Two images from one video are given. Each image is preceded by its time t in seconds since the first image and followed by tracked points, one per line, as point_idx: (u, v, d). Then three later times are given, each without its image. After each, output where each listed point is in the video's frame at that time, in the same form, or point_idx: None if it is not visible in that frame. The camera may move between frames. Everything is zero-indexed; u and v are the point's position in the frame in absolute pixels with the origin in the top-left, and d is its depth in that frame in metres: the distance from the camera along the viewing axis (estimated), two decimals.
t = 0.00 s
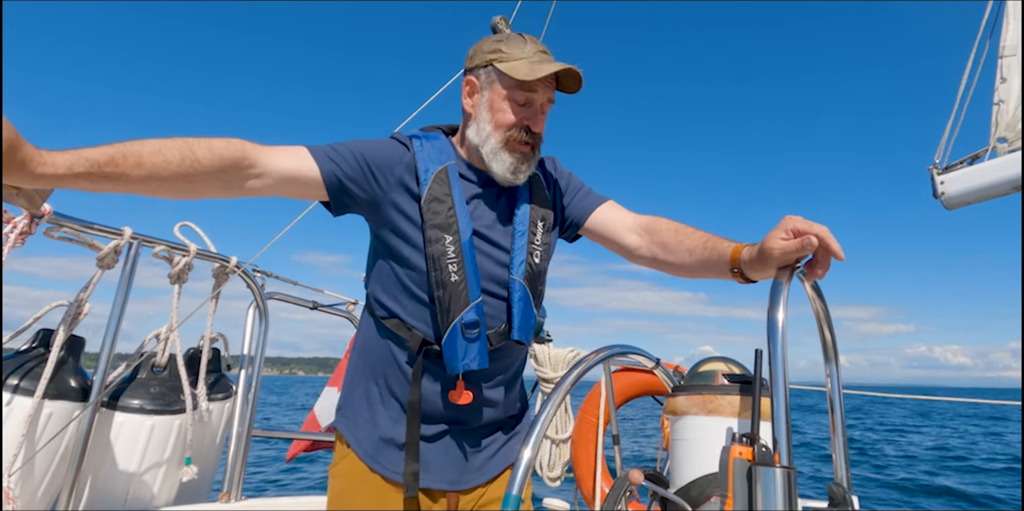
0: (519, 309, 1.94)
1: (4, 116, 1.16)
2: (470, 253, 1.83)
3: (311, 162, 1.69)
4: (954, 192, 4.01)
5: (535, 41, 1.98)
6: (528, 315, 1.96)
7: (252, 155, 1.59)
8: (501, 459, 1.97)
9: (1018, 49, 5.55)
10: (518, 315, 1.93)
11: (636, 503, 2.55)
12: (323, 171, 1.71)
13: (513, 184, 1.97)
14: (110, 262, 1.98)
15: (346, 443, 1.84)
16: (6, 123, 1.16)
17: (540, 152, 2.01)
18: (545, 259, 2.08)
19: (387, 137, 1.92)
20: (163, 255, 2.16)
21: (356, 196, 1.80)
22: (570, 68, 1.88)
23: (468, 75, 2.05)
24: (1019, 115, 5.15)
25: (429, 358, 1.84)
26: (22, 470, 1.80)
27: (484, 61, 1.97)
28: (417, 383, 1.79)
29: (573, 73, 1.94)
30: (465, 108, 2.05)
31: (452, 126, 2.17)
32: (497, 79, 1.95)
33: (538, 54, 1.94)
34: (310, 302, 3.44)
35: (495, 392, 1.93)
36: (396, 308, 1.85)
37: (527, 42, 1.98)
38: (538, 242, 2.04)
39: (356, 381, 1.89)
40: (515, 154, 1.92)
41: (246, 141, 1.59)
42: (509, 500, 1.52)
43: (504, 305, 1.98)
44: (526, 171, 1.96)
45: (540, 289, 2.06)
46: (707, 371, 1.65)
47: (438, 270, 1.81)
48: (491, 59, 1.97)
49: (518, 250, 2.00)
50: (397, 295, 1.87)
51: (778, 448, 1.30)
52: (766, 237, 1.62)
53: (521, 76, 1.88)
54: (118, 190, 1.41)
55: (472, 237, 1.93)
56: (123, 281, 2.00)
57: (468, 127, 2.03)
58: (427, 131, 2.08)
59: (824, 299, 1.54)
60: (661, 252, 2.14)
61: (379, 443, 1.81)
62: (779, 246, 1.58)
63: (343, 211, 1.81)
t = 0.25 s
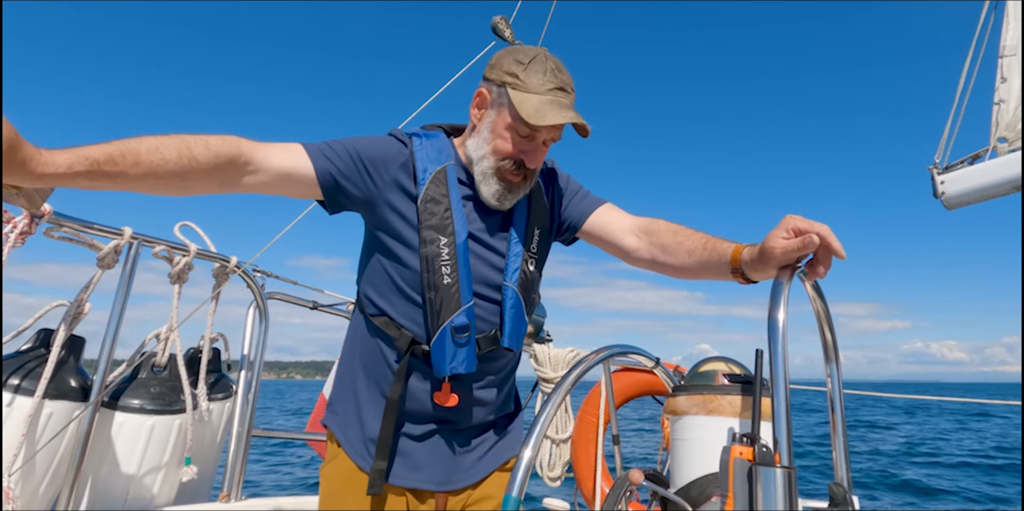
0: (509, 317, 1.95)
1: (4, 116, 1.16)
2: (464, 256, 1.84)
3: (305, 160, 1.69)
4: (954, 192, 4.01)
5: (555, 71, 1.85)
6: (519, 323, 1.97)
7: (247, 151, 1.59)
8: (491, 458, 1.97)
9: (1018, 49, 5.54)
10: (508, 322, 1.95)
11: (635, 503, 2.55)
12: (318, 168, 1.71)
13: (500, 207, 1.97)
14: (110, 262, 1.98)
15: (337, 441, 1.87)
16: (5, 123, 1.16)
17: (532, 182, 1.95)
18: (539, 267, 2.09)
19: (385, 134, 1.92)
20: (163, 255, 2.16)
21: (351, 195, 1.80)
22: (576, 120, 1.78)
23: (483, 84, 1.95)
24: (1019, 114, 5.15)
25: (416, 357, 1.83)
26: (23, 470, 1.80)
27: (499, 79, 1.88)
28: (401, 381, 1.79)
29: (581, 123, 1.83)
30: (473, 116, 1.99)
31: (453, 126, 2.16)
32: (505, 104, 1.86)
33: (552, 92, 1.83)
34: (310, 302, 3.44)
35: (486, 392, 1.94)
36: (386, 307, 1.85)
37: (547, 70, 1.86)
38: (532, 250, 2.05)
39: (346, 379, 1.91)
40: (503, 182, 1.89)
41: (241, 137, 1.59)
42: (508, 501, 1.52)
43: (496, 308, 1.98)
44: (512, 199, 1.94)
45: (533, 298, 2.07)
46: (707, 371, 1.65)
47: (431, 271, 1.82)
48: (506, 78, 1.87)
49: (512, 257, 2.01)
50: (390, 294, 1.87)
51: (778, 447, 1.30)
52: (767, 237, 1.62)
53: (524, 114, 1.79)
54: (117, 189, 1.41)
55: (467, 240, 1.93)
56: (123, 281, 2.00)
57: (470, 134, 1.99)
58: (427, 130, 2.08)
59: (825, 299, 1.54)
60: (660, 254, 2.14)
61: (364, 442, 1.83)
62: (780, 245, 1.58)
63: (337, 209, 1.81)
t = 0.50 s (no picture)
0: (510, 319, 1.96)
1: (4, 116, 1.16)
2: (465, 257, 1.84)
3: (301, 156, 1.68)
4: (953, 192, 4.00)
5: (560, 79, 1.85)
6: (518, 325, 1.98)
7: (242, 146, 1.59)
8: (490, 459, 1.98)
9: (1018, 48, 5.54)
10: (508, 325, 1.96)
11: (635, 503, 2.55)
12: (316, 166, 1.70)
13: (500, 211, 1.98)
14: (110, 262, 1.98)
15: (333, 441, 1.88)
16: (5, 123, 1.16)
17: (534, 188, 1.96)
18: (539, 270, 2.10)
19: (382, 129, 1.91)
20: (163, 255, 2.16)
21: (349, 192, 1.80)
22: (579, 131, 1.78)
23: (487, 86, 1.94)
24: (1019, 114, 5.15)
25: (416, 359, 1.84)
26: (23, 470, 1.80)
27: (503, 84, 1.87)
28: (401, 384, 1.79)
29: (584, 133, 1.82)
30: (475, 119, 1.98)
31: (454, 123, 2.16)
32: (508, 110, 1.85)
33: (556, 101, 1.82)
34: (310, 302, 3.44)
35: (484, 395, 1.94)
36: (384, 306, 1.85)
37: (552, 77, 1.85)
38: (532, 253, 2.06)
39: (343, 380, 1.91)
40: (506, 188, 1.90)
41: (236, 133, 1.58)
42: (508, 501, 1.52)
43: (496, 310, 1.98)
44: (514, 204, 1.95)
45: (533, 300, 2.08)
46: (708, 371, 1.65)
47: (433, 272, 1.82)
48: (511, 83, 1.86)
49: (512, 259, 2.01)
50: (388, 292, 1.86)
51: (779, 447, 1.30)
52: (767, 236, 1.62)
53: (528, 123, 1.78)
54: (116, 186, 1.41)
55: (468, 240, 1.93)
56: (124, 281, 2.00)
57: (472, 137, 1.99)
58: (428, 126, 2.08)
59: (825, 298, 1.54)
60: (659, 254, 2.14)
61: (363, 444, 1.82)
62: (781, 245, 1.58)
63: (335, 206, 1.80)
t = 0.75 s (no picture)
0: (516, 317, 1.96)
1: (4, 116, 1.16)
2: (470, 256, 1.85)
3: (302, 154, 1.68)
4: (954, 192, 3.98)
5: (562, 76, 1.85)
6: (524, 324, 1.98)
7: (240, 144, 1.58)
8: (494, 461, 1.99)
9: (1018, 48, 5.54)
10: (514, 323, 1.95)
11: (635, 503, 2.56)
12: (315, 164, 1.70)
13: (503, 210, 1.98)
14: (111, 262, 1.98)
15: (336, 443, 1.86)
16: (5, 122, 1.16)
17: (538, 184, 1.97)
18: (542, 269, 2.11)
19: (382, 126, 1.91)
20: (163, 255, 2.16)
21: (350, 190, 1.80)
22: (583, 129, 1.79)
23: (488, 83, 1.94)
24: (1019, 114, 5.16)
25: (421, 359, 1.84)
26: (23, 470, 1.80)
27: (505, 81, 1.87)
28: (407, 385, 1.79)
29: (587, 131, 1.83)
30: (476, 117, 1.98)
31: (454, 118, 2.16)
32: (511, 108, 1.85)
33: (559, 99, 1.82)
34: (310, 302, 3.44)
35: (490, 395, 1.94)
36: (387, 305, 1.85)
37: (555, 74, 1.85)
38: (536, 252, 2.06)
39: (346, 382, 1.90)
40: (510, 187, 1.90)
41: (233, 130, 1.58)
42: (508, 501, 1.51)
43: (500, 308, 1.99)
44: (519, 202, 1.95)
45: (538, 298, 2.08)
46: (708, 371, 1.65)
47: (437, 272, 1.82)
48: (513, 80, 1.86)
49: (517, 258, 2.01)
50: (390, 291, 1.86)
51: (779, 447, 1.30)
52: (767, 236, 1.62)
53: (532, 122, 1.78)
54: (116, 184, 1.41)
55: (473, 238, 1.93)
56: (124, 281, 2.00)
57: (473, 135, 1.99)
58: (429, 123, 2.07)
59: (825, 299, 1.54)
60: (659, 254, 2.14)
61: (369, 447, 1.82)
62: (781, 244, 1.58)
63: (335, 203, 1.80)
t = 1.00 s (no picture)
0: (526, 313, 1.96)
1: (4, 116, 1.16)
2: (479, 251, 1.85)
3: (308, 154, 1.69)
4: (955, 192, 4.02)
5: (560, 64, 1.87)
6: (534, 319, 1.98)
7: (244, 146, 1.58)
8: (509, 453, 2.00)
9: (1019, 49, 5.54)
10: (525, 319, 1.95)
11: (635, 502, 2.56)
12: (321, 163, 1.71)
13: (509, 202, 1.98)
14: (110, 262, 1.98)
15: (355, 447, 1.86)
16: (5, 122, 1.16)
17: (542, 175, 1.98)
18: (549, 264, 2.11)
19: (386, 126, 1.91)
20: (163, 255, 2.16)
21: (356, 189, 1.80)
22: (586, 115, 1.81)
23: (486, 77, 1.95)
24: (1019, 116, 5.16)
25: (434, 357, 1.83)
26: (23, 470, 1.80)
27: (504, 75, 1.88)
28: (419, 385, 1.79)
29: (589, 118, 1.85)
30: (477, 113, 1.98)
31: (455, 119, 2.16)
32: (512, 100, 1.86)
33: (560, 87, 1.84)
34: (310, 302, 3.44)
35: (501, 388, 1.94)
36: (397, 306, 1.84)
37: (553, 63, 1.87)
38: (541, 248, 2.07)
39: (360, 385, 1.90)
40: (516, 177, 1.90)
41: (237, 133, 1.58)
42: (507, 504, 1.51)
43: (511, 304, 1.99)
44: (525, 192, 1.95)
45: (546, 293, 2.08)
46: (708, 371, 1.65)
47: (446, 268, 1.82)
48: (513, 72, 1.87)
49: (524, 254, 2.01)
50: (399, 290, 1.86)
51: (778, 447, 1.30)
52: (767, 236, 1.62)
53: (535, 112, 1.79)
54: (117, 185, 1.41)
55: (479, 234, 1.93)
56: (124, 280, 2.00)
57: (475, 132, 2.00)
58: (431, 123, 2.07)
59: (824, 298, 1.54)
60: (659, 254, 2.14)
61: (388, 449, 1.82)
62: (779, 245, 1.58)
63: (340, 203, 1.80)
